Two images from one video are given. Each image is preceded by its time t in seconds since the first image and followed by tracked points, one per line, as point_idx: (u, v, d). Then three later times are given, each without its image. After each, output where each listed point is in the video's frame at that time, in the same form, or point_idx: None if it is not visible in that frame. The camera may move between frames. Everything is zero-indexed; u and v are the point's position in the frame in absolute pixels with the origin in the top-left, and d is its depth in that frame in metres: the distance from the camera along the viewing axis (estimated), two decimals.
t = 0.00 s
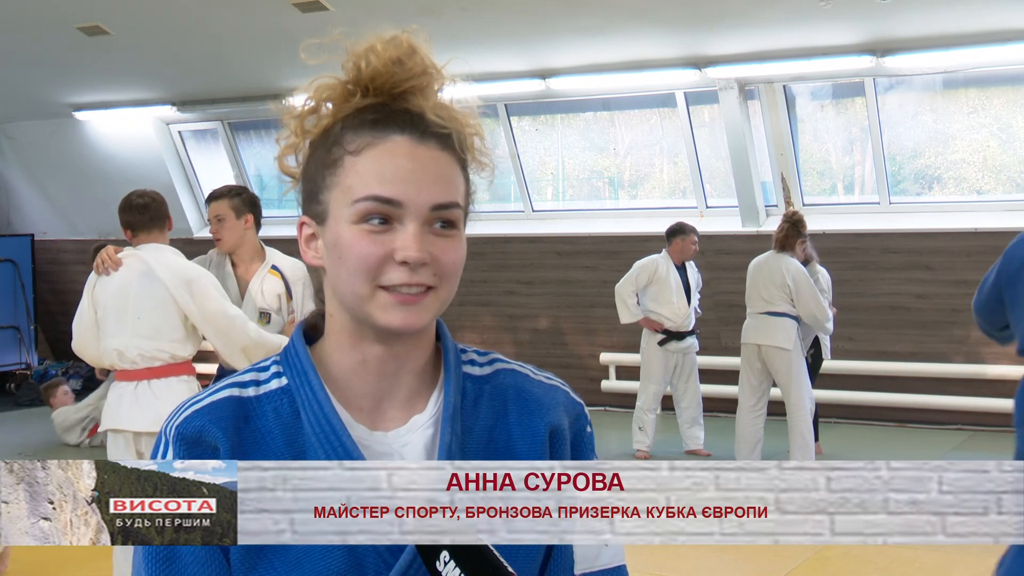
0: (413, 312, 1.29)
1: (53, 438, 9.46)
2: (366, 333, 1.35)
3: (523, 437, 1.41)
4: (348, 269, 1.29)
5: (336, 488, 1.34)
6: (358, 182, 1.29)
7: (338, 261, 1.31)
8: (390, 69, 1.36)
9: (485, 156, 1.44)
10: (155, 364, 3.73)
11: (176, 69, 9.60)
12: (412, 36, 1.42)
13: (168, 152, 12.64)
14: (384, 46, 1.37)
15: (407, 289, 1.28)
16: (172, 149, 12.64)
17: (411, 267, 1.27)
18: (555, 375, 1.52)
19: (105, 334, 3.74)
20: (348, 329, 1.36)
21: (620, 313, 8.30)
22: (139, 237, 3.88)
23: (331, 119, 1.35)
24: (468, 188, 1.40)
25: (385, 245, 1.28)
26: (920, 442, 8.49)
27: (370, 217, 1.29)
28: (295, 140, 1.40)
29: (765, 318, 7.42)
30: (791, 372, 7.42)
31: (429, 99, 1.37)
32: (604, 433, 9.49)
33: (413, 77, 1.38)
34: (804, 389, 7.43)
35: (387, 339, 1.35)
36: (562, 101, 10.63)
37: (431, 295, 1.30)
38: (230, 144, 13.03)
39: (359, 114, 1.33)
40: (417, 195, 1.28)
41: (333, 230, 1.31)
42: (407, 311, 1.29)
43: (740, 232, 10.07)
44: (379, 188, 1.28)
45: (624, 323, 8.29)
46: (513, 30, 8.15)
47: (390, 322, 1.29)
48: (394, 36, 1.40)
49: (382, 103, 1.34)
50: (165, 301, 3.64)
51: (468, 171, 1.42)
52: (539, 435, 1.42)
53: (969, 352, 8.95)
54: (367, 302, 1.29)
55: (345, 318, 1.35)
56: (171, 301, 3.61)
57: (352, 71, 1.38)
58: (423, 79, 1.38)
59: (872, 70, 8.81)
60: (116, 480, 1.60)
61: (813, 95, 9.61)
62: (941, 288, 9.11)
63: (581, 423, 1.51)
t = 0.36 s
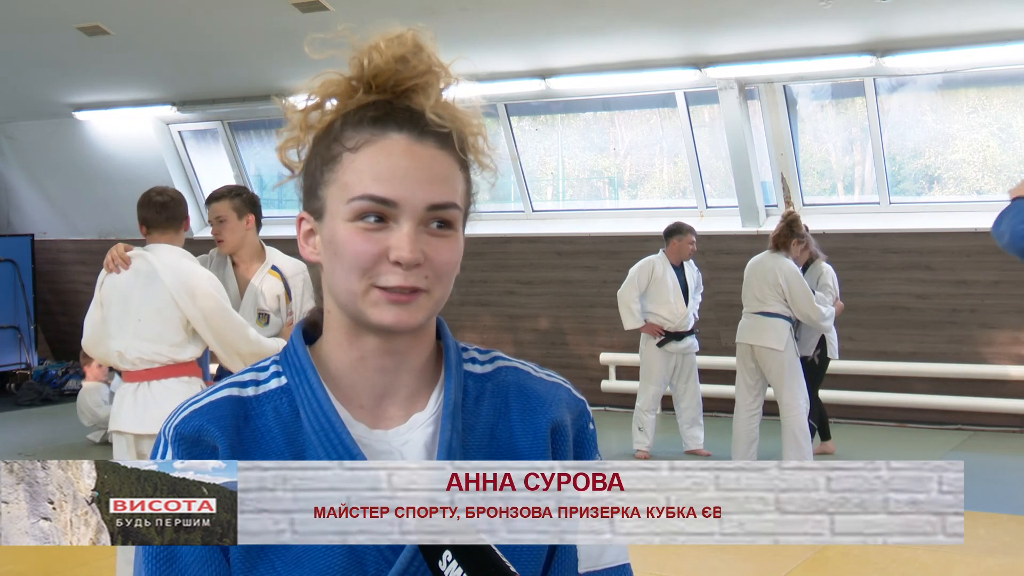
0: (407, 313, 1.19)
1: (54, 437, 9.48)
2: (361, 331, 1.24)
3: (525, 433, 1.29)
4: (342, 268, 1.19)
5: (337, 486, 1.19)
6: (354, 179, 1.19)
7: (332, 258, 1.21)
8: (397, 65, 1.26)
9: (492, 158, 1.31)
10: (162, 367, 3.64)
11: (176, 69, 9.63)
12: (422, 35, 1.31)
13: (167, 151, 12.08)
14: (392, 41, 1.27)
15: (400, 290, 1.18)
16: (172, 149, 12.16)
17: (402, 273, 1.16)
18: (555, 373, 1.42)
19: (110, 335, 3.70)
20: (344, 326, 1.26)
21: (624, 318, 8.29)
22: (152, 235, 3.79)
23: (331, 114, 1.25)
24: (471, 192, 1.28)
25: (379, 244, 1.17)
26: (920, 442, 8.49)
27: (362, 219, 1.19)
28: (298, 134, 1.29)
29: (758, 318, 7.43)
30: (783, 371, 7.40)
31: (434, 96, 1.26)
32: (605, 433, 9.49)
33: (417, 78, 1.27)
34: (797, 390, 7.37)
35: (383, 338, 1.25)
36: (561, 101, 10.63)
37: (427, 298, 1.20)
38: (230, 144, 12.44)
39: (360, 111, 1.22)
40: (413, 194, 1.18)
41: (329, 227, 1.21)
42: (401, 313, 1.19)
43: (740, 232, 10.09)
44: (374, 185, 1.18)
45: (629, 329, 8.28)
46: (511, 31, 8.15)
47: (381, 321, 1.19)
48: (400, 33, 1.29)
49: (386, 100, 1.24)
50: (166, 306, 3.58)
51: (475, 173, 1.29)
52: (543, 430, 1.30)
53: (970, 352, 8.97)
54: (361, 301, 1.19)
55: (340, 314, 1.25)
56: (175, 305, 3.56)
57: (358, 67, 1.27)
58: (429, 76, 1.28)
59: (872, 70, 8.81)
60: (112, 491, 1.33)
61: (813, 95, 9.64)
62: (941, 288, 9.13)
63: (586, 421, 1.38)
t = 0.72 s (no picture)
0: (401, 325, 1.10)
1: (54, 437, 9.50)
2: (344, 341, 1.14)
3: (502, 435, 1.19)
4: (330, 280, 1.08)
5: (337, 486, 0.93)
6: (345, 188, 1.08)
7: (316, 268, 1.09)
8: (376, 69, 1.14)
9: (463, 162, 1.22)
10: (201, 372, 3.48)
11: (176, 70, 9.64)
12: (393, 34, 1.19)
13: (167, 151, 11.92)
14: (367, 40, 1.14)
15: (394, 301, 1.08)
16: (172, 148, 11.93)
17: (399, 283, 1.07)
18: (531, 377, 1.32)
19: (149, 341, 3.57)
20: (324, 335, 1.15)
21: (621, 318, 8.32)
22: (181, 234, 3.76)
23: (308, 118, 1.14)
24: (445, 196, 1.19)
25: (374, 255, 1.07)
26: (921, 442, 8.49)
27: (358, 230, 1.07)
28: (264, 135, 1.18)
29: (762, 318, 7.54)
30: (789, 372, 7.46)
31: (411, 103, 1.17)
32: (605, 433, 9.49)
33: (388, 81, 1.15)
34: (802, 390, 7.46)
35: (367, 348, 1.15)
36: (562, 100, 10.64)
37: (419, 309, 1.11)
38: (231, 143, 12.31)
39: (348, 118, 1.12)
40: (408, 202, 1.08)
41: (311, 235, 1.10)
42: (395, 325, 1.09)
43: (740, 232, 10.06)
44: (368, 195, 1.07)
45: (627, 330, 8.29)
46: (511, 31, 8.16)
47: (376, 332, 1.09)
48: (371, 32, 1.16)
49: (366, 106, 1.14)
50: (200, 305, 3.45)
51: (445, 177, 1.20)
52: (518, 432, 1.19)
53: (970, 351, 8.98)
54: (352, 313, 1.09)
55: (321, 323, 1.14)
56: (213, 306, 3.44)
57: (327, 66, 1.13)
58: (407, 77, 1.17)
59: (872, 70, 8.81)
60: (114, 490, 0.97)
61: (814, 94, 9.65)
62: (941, 288, 9.13)
63: (561, 424, 1.27)
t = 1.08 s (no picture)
0: (331, 334, 1.12)
1: (54, 437, 9.50)
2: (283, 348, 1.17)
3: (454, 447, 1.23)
4: (263, 285, 1.12)
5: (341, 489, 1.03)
6: (279, 195, 1.12)
7: (253, 273, 1.14)
8: (328, 77, 1.18)
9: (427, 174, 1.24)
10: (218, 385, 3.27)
11: (176, 70, 9.62)
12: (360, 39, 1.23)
13: (167, 151, 11.87)
14: (323, 47, 1.19)
15: (325, 312, 1.11)
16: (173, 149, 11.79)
17: (328, 292, 1.09)
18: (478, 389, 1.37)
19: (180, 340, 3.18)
20: (264, 342, 1.18)
21: (621, 318, 8.32)
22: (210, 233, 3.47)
23: (263, 124, 1.19)
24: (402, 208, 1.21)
25: (304, 262, 1.10)
26: (920, 441, 8.51)
27: (292, 237, 1.11)
28: (225, 139, 1.23)
29: (783, 318, 7.54)
30: (806, 372, 7.48)
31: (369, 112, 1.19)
32: (604, 433, 9.50)
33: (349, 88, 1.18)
34: (817, 390, 7.46)
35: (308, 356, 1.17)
36: (562, 101, 10.64)
37: (354, 319, 1.13)
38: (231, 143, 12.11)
39: (293, 123, 1.16)
40: (341, 211, 1.11)
41: (252, 240, 1.14)
42: (324, 335, 1.12)
43: (740, 231, 10.01)
44: (299, 202, 1.11)
45: (627, 330, 8.30)
46: (513, 32, 8.16)
47: (306, 342, 1.12)
48: (337, 38, 1.20)
49: (317, 113, 1.17)
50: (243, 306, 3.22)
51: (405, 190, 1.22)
52: (471, 444, 1.24)
53: (969, 351, 9.01)
54: (283, 321, 1.12)
55: (259, 330, 1.17)
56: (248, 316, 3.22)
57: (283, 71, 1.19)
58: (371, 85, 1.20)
59: (872, 70, 8.80)
60: (114, 489, 0.96)
61: (815, 94, 9.63)
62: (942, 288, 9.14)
63: (511, 436, 1.32)
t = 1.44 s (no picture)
0: (311, 338, 1.17)
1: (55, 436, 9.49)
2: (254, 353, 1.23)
3: (420, 454, 1.25)
4: (245, 286, 1.17)
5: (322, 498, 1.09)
6: (264, 195, 1.19)
7: (234, 275, 1.18)
8: (308, 81, 1.27)
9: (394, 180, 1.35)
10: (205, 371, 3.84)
11: (176, 69, 9.62)
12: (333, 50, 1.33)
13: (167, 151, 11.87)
14: (300, 53, 1.27)
15: (306, 313, 1.17)
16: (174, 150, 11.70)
17: (315, 291, 1.16)
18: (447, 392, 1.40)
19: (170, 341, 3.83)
20: (235, 347, 1.23)
21: (621, 318, 8.31)
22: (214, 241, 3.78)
23: (239, 126, 1.25)
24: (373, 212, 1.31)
25: (289, 264, 1.16)
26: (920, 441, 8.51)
27: (277, 238, 1.17)
28: (198, 143, 1.29)
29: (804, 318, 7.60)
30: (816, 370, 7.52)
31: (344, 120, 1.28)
32: (605, 433, 9.50)
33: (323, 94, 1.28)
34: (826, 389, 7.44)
35: (275, 360, 1.23)
36: (561, 101, 10.64)
37: (332, 323, 1.18)
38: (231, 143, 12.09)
39: (276, 126, 1.23)
40: (329, 213, 1.18)
41: (231, 242, 1.20)
42: (304, 338, 1.17)
43: (740, 231, 10.04)
44: (288, 202, 1.18)
45: (627, 330, 8.29)
46: (513, 31, 8.14)
47: (286, 344, 1.17)
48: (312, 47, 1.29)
49: (297, 118, 1.25)
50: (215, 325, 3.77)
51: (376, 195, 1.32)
52: (436, 451, 1.26)
53: (970, 351, 9.01)
54: (262, 324, 1.17)
55: (233, 334, 1.22)
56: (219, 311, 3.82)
57: (265, 77, 1.26)
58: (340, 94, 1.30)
59: (872, 70, 8.80)
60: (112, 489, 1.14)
61: (815, 94, 9.62)
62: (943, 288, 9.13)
63: (477, 440, 1.35)
